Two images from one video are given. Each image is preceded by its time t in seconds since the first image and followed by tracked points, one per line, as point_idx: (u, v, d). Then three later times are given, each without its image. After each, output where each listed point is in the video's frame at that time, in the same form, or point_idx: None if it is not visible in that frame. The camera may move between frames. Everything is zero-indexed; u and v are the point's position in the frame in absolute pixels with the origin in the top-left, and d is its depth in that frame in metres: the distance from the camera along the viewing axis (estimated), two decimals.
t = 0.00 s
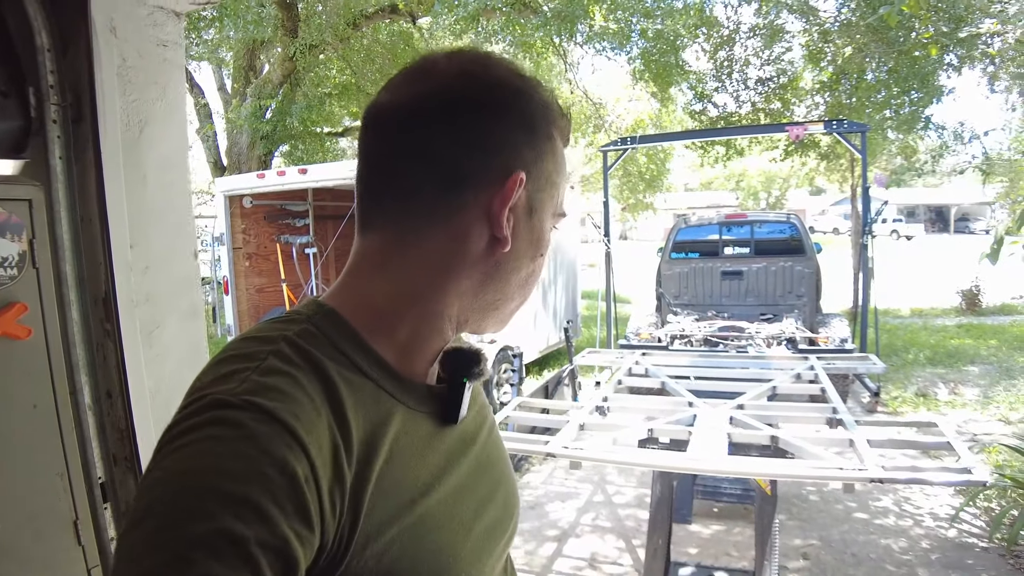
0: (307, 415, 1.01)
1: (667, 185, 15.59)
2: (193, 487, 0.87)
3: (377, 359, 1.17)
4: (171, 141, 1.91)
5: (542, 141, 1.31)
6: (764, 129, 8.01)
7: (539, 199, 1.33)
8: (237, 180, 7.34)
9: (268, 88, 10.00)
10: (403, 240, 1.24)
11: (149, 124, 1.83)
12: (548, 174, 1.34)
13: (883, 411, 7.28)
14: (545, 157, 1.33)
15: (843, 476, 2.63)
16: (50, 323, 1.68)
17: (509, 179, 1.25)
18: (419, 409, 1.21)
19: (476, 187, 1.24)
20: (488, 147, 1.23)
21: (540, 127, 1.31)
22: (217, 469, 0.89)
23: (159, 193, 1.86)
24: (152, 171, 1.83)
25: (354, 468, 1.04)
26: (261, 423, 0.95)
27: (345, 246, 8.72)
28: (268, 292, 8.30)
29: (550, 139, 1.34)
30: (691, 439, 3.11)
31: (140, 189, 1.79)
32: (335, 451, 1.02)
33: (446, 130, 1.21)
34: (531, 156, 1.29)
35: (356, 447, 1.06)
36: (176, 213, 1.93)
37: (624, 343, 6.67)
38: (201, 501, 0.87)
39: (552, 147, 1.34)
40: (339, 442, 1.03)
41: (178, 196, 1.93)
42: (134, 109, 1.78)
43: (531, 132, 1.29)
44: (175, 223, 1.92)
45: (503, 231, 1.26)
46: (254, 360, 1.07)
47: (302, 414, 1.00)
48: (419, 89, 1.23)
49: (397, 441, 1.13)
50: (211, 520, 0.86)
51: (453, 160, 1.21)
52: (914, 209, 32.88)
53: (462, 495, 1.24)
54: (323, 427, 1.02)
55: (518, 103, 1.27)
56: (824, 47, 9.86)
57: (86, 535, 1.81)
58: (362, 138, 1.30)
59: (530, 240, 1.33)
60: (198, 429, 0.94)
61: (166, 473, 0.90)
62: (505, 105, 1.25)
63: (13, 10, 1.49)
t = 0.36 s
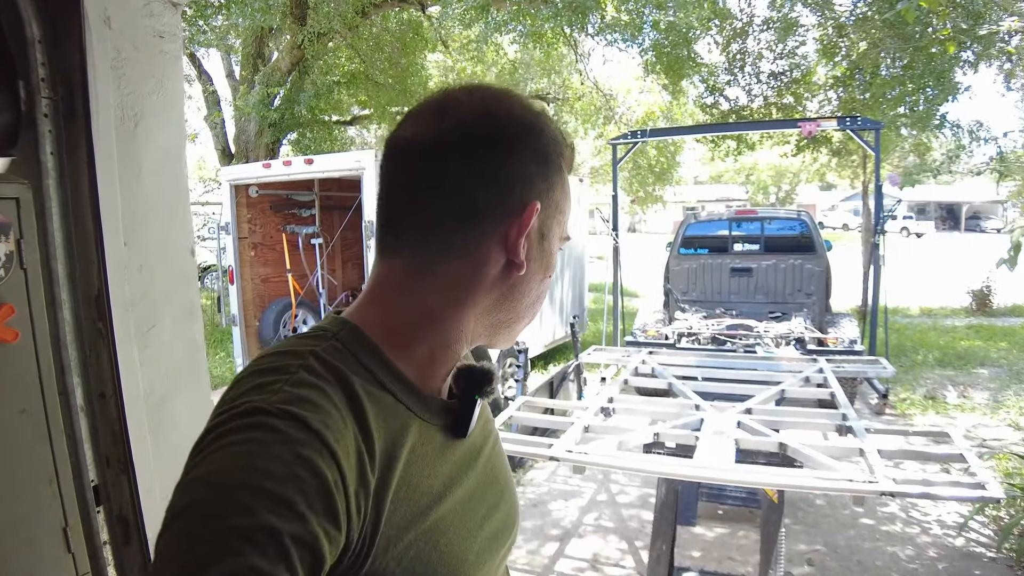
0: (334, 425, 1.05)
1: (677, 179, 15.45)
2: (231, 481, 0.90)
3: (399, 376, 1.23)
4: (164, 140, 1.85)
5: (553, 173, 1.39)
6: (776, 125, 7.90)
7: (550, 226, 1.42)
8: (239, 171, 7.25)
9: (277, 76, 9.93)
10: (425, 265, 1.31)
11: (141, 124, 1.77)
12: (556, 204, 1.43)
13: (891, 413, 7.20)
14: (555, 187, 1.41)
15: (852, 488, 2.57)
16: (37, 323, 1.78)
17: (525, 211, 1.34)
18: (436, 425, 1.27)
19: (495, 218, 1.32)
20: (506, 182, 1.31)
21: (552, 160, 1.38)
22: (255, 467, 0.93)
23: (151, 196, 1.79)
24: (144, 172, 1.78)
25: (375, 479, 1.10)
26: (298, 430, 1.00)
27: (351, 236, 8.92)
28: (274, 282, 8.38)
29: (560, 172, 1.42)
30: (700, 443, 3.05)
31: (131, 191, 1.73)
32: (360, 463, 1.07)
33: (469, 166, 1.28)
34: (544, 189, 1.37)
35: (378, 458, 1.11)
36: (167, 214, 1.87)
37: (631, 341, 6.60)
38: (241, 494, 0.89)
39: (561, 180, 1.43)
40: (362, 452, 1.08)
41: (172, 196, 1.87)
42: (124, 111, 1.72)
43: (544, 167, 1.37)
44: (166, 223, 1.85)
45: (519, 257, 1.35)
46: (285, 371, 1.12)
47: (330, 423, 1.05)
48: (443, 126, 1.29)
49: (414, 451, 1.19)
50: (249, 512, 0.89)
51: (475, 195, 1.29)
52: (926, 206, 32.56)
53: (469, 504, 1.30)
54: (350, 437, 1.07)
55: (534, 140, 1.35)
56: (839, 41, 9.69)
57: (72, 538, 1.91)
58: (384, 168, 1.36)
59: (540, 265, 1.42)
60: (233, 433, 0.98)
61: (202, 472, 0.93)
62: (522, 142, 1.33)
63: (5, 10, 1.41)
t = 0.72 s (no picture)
0: (351, 423, 1.03)
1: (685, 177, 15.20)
2: (249, 470, 0.88)
3: (413, 379, 1.19)
4: (132, 98, 1.40)
5: (549, 174, 1.35)
6: (793, 123, 7.66)
7: (552, 227, 1.38)
8: (236, 160, 7.09)
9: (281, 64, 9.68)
10: (432, 274, 1.26)
11: (102, 75, 1.32)
12: (555, 205, 1.38)
13: (906, 423, 6.99)
14: (552, 188, 1.36)
15: (885, 517, 2.36)
16: None
17: (525, 212, 1.29)
18: (450, 434, 1.22)
19: (498, 222, 1.28)
20: (505, 185, 1.27)
21: (547, 163, 1.34)
22: (274, 459, 0.90)
23: (118, 171, 1.34)
24: (109, 138, 1.32)
25: (387, 480, 1.06)
26: (315, 426, 0.97)
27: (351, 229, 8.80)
28: (273, 276, 8.17)
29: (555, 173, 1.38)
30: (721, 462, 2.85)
31: (96, 165, 1.28)
32: (374, 463, 1.03)
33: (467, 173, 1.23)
34: (542, 190, 1.33)
35: (392, 460, 1.08)
36: (140, 192, 1.41)
37: (640, 344, 6.42)
38: (259, 483, 0.88)
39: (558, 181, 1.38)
40: (377, 452, 1.05)
41: (142, 169, 1.43)
42: (78, 53, 1.24)
43: (540, 168, 1.33)
44: (143, 219, 1.42)
45: (523, 258, 1.30)
46: (306, 370, 1.09)
47: (347, 422, 1.02)
48: (437, 136, 1.25)
49: (428, 455, 1.15)
50: (264, 501, 0.87)
51: (475, 201, 1.24)
52: (934, 210, 32.24)
53: (482, 508, 1.25)
54: (365, 436, 1.04)
55: (528, 143, 1.31)
56: (856, 40, 9.43)
57: None
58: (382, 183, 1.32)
59: (543, 266, 1.37)
60: (254, 427, 0.96)
61: (221, 463, 0.91)
62: (516, 146, 1.29)
63: None
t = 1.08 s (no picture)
0: (347, 420, 0.97)
1: (687, 174, 14.99)
2: (241, 460, 0.83)
3: (414, 381, 1.12)
4: (98, 79, 1.21)
5: (556, 181, 1.28)
6: (802, 120, 7.46)
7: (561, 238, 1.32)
8: (230, 154, 6.91)
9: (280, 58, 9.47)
10: (436, 282, 1.19)
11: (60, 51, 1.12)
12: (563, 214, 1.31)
13: (917, 427, 6.86)
14: (560, 195, 1.29)
15: (922, 546, 2.25)
16: None
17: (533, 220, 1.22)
18: (450, 442, 1.14)
19: (507, 230, 1.21)
20: (515, 193, 1.20)
21: (555, 172, 1.27)
22: (266, 451, 0.85)
23: (78, 164, 1.14)
24: (67, 124, 1.12)
25: (381, 485, 0.99)
26: (311, 420, 0.92)
27: (348, 226, 8.65)
28: (267, 274, 8.00)
29: (564, 180, 1.31)
30: (743, 481, 2.79)
31: (49, 157, 1.08)
32: (367, 465, 0.97)
33: (471, 182, 1.17)
34: (549, 199, 1.26)
35: (387, 461, 1.01)
36: (107, 187, 1.21)
37: (646, 346, 6.26)
38: (250, 474, 0.82)
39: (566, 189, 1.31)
40: (372, 452, 0.99)
41: (109, 160, 1.23)
42: (25, 25, 1.05)
43: (551, 178, 1.27)
44: (110, 221, 1.22)
45: (531, 266, 1.23)
46: (304, 364, 1.03)
47: (342, 419, 0.96)
48: (446, 144, 1.19)
49: (429, 458, 1.08)
50: (253, 491, 0.81)
51: (480, 208, 1.18)
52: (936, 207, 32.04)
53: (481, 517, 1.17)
54: (360, 436, 0.98)
55: (535, 151, 1.24)
56: (865, 36, 9.18)
57: None
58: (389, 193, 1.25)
59: (550, 275, 1.30)
60: (247, 420, 0.90)
61: (211, 455, 0.85)
62: (526, 154, 1.23)
63: None
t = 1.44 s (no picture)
0: (311, 403, 0.94)
1: (682, 152, 14.91)
2: (203, 448, 0.80)
3: (377, 367, 1.07)
4: (89, 40, 1.08)
5: (506, 164, 1.20)
6: (799, 97, 7.37)
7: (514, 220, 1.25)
8: (221, 135, 6.82)
9: (270, 37, 9.30)
10: (387, 272, 1.13)
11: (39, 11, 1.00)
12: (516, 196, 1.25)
13: (912, 406, 6.92)
14: (512, 175, 1.22)
15: (927, 529, 2.26)
16: None
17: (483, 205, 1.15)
18: (417, 427, 1.10)
19: (457, 215, 1.14)
20: (462, 177, 1.13)
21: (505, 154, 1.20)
22: (228, 436, 0.82)
23: (63, 142, 1.02)
24: (49, 90, 1.00)
25: (348, 469, 0.95)
26: (273, 404, 0.89)
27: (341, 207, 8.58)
28: (261, 255, 7.97)
29: (513, 160, 1.24)
30: (742, 464, 2.79)
31: (26, 130, 0.97)
32: (334, 447, 0.93)
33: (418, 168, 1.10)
34: (500, 182, 1.19)
35: (355, 443, 0.97)
36: (98, 167, 1.09)
37: (641, 326, 6.26)
38: (213, 461, 0.80)
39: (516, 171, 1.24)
40: (339, 437, 0.95)
41: (98, 131, 1.10)
42: None
43: (500, 159, 1.19)
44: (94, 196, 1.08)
45: (483, 250, 1.17)
46: (265, 353, 0.99)
47: (306, 402, 0.93)
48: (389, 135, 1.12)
49: (398, 440, 1.04)
50: (215, 479, 0.78)
51: (428, 193, 1.11)
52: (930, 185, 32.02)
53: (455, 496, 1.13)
54: (324, 419, 0.94)
55: (484, 132, 1.17)
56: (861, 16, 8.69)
57: None
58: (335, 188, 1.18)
59: (504, 259, 1.23)
60: (210, 406, 0.87)
61: (176, 443, 0.82)
62: (472, 134, 1.15)
63: None
